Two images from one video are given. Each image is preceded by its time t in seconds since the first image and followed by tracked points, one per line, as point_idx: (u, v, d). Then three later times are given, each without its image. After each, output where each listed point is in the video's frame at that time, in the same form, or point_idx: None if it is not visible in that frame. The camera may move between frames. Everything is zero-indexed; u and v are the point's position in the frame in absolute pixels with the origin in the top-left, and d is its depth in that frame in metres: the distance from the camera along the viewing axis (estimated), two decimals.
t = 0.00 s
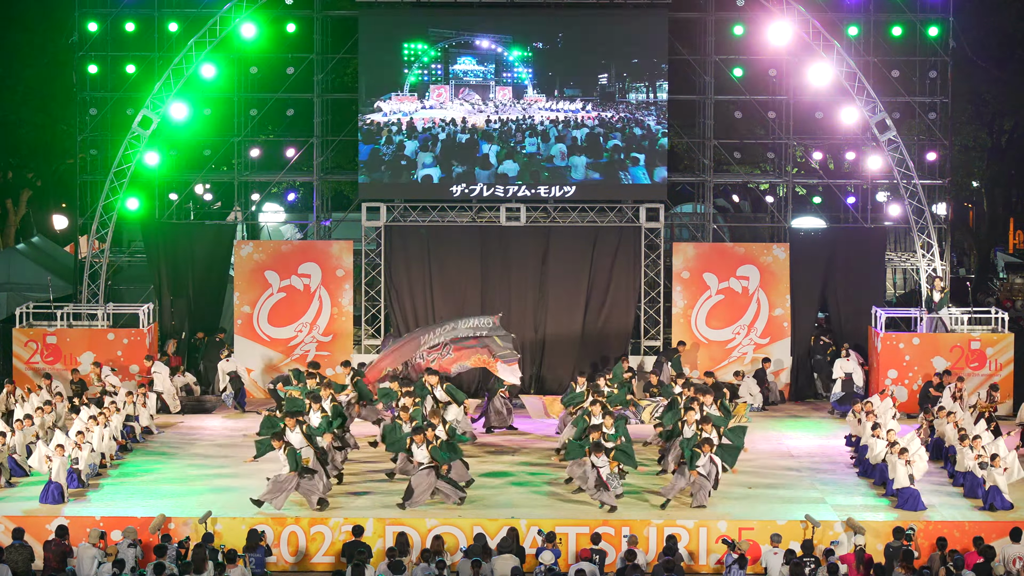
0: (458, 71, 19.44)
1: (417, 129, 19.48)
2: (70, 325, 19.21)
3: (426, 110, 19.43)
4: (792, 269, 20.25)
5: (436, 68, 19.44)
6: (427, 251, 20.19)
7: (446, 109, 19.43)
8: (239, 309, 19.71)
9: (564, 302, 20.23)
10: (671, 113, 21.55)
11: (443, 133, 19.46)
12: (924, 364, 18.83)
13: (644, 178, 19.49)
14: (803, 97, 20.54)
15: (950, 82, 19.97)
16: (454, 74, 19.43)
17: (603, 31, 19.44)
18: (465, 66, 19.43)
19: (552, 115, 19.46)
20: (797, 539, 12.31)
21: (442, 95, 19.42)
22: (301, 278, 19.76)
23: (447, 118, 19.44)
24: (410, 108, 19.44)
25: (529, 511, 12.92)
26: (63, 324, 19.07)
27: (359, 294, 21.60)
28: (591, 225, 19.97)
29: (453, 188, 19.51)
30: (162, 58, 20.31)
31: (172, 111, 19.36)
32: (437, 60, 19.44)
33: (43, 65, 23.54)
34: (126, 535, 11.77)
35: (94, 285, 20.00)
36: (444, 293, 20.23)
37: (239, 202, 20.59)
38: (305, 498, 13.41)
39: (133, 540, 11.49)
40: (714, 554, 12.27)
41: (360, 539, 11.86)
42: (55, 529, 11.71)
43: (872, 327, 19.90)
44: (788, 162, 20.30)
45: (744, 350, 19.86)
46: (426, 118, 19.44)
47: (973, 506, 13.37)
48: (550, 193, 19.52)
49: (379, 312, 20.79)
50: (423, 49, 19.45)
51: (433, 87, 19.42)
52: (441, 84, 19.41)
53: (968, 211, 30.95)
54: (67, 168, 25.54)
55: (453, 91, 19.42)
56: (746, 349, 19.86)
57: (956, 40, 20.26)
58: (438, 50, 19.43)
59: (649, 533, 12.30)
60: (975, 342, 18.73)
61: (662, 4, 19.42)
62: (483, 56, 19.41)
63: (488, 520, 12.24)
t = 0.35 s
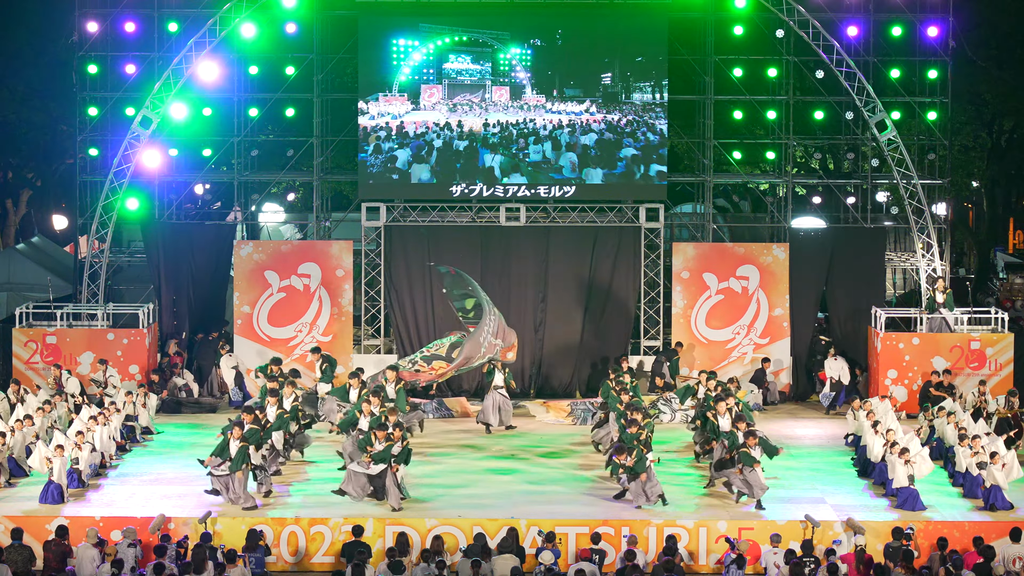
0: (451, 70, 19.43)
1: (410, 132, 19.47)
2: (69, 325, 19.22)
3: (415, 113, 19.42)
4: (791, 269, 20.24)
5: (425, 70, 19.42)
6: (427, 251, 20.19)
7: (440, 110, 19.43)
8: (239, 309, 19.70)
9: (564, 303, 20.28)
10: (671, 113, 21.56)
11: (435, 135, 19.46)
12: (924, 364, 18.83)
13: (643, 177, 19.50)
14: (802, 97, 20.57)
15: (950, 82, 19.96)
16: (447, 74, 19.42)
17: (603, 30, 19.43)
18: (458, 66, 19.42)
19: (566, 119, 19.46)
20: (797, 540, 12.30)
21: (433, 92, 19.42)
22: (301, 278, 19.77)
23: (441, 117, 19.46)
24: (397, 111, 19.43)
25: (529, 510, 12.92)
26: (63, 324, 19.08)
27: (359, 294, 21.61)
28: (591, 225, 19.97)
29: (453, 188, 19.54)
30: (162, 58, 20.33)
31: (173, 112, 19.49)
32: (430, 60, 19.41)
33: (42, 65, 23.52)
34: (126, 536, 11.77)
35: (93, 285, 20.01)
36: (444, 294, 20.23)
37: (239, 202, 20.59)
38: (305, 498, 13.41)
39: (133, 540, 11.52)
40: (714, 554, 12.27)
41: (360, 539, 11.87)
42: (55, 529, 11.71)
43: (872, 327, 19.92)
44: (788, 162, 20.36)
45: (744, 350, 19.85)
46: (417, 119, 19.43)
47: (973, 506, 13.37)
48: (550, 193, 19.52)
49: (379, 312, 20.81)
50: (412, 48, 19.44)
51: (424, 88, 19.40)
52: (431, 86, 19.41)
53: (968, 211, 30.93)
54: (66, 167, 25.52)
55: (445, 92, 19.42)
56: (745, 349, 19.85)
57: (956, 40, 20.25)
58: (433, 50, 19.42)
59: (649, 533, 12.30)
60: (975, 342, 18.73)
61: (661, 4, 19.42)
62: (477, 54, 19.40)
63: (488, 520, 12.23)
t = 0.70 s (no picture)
0: (448, 70, 19.39)
1: (406, 132, 19.46)
2: (69, 325, 19.22)
3: (410, 114, 19.41)
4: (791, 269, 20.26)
5: (422, 69, 19.41)
6: (427, 251, 20.18)
7: (436, 109, 19.39)
8: (239, 309, 19.70)
9: (564, 303, 20.29)
10: (671, 113, 21.58)
11: (431, 137, 19.44)
12: (924, 364, 18.83)
13: (644, 177, 19.48)
14: (802, 97, 20.58)
15: (950, 82, 19.97)
16: (443, 74, 19.39)
17: (605, 29, 19.44)
18: (450, 67, 19.39)
19: (564, 122, 19.41)
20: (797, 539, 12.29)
21: (428, 91, 19.37)
22: (301, 278, 19.77)
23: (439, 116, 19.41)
24: (390, 113, 19.43)
25: (529, 510, 12.92)
26: (63, 324, 19.08)
27: (359, 294, 21.63)
28: (591, 225, 19.96)
29: (453, 189, 19.50)
30: (163, 58, 20.36)
31: (172, 111, 19.49)
32: (426, 60, 19.41)
33: (42, 65, 23.52)
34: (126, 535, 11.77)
35: (93, 285, 20.02)
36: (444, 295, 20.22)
37: (239, 202, 20.59)
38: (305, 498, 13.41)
39: (133, 540, 11.50)
40: (714, 554, 12.26)
41: (360, 539, 11.86)
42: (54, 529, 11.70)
43: (872, 327, 19.90)
44: (788, 163, 20.37)
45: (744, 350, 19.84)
46: (412, 119, 19.42)
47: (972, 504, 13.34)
48: (550, 193, 19.50)
49: (379, 312, 20.81)
50: (407, 49, 19.43)
51: (420, 88, 19.36)
52: (425, 88, 19.38)
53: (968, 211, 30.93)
54: (66, 168, 25.52)
55: (442, 93, 19.37)
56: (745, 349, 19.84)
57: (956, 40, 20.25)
58: (430, 51, 19.42)
59: (649, 533, 12.30)
60: (975, 342, 18.73)
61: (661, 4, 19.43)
62: (473, 53, 19.41)
63: (489, 520, 12.23)
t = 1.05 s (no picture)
0: (446, 70, 19.40)
1: (406, 132, 19.46)
2: (69, 326, 19.21)
3: (407, 114, 19.43)
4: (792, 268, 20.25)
5: (421, 70, 19.42)
6: (427, 251, 20.19)
7: (433, 109, 19.41)
8: (239, 309, 19.69)
9: (564, 304, 20.28)
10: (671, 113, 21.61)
11: (429, 137, 19.45)
12: (924, 364, 18.82)
13: (645, 177, 19.50)
14: (802, 97, 20.56)
15: (950, 83, 19.99)
16: (441, 74, 19.39)
17: (606, 29, 19.43)
18: (446, 67, 19.39)
19: (575, 126, 19.46)
20: (797, 540, 12.29)
21: (425, 91, 19.41)
22: (301, 278, 19.77)
23: (440, 117, 19.42)
24: (389, 113, 19.45)
25: (529, 510, 12.92)
26: (63, 324, 19.07)
27: (359, 294, 21.67)
28: (591, 226, 19.99)
29: (453, 189, 19.50)
30: (163, 60, 20.35)
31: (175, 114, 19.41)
32: (424, 60, 19.42)
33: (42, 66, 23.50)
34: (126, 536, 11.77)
35: (94, 285, 20.00)
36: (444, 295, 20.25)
37: (239, 203, 20.59)
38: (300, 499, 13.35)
39: (133, 540, 11.48)
40: (714, 554, 12.26)
41: (360, 539, 11.86)
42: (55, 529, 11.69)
43: (872, 327, 19.88)
44: (788, 163, 20.32)
45: (744, 350, 19.83)
46: (410, 119, 19.43)
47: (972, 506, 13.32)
48: (550, 194, 19.49)
49: (379, 312, 20.83)
50: (406, 49, 19.44)
51: (417, 88, 19.40)
52: (422, 89, 19.41)
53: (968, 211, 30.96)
54: (66, 168, 25.51)
55: (440, 93, 19.39)
56: (746, 349, 19.83)
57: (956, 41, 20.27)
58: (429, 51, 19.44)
59: (649, 533, 12.29)
60: (975, 342, 18.73)
61: (660, 5, 19.43)
62: (473, 53, 19.43)
63: (489, 520, 12.23)
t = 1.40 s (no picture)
0: (443, 69, 19.38)
1: (405, 131, 19.43)
2: (70, 326, 19.21)
3: (406, 113, 19.40)
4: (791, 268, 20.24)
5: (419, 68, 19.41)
6: (428, 251, 20.19)
7: (432, 108, 19.36)
8: (239, 309, 19.70)
9: (565, 304, 20.26)
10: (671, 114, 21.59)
11: (427, 136, 19.43)
12: (924, 364, 18.81)
13: (645, 176, 19.49)
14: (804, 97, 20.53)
15: (950, 83, 20.00)
16: (438, 73, 19.37)
17: (606, 29, 19.40)
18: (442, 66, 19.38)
19: (588, 131, 19.47)
20: (797, 540, 12.29)
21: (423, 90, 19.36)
22: (301, 278, 19.77)
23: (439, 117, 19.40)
24: (389, 113, 19.44)
25: (528, 510, 12.92)
26: (63, 324, 19.06)
27: (359, 295, 21.66)
28: (591, 226, 19.99)
29: (454, 189, 19.49)
30: (163, 59, 20.34)
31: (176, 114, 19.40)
32: (424, 59, 19.43)
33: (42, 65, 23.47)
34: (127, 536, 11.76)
35: (94, 285, 19.99)
36: (444, 295, 20.24)
37: (239, 203, 20.56)
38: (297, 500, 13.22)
39: (134, 541, 11.47)
40: (714, 554, 12.26)
41: (360, 539, 11.86)
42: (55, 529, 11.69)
43: (872, 328, 19.88)
44: (788, 164, 20.21)
45: (744, 351, 19.83)
46: (408, 118, 19.42)
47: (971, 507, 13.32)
48: (550, 194, 19.51)
49: (379, 312, 20.82)
50: (405, 49, 19.46)
51: (414, 87, 19.36)
52: (420, 87, 19.37)
53: (967, 211, 30.93)
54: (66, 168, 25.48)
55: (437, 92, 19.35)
56: (746, 350, 19.83)
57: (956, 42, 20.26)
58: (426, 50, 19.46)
59: (649, 533, 12.29)
60: (975, 342, 18.73)
61: (660, 5, 19.43)
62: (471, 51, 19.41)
63: (489, 520, 12.22)
